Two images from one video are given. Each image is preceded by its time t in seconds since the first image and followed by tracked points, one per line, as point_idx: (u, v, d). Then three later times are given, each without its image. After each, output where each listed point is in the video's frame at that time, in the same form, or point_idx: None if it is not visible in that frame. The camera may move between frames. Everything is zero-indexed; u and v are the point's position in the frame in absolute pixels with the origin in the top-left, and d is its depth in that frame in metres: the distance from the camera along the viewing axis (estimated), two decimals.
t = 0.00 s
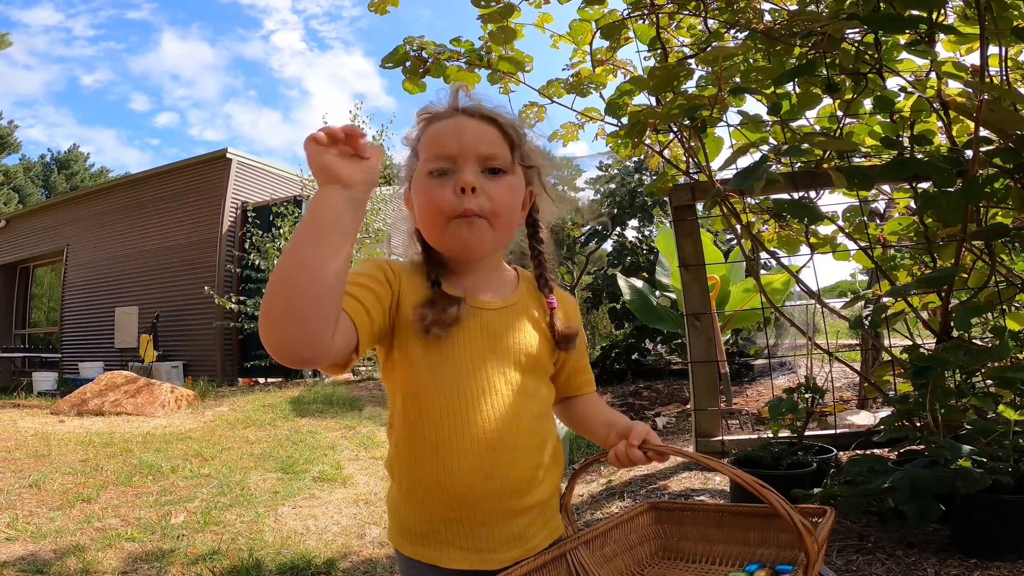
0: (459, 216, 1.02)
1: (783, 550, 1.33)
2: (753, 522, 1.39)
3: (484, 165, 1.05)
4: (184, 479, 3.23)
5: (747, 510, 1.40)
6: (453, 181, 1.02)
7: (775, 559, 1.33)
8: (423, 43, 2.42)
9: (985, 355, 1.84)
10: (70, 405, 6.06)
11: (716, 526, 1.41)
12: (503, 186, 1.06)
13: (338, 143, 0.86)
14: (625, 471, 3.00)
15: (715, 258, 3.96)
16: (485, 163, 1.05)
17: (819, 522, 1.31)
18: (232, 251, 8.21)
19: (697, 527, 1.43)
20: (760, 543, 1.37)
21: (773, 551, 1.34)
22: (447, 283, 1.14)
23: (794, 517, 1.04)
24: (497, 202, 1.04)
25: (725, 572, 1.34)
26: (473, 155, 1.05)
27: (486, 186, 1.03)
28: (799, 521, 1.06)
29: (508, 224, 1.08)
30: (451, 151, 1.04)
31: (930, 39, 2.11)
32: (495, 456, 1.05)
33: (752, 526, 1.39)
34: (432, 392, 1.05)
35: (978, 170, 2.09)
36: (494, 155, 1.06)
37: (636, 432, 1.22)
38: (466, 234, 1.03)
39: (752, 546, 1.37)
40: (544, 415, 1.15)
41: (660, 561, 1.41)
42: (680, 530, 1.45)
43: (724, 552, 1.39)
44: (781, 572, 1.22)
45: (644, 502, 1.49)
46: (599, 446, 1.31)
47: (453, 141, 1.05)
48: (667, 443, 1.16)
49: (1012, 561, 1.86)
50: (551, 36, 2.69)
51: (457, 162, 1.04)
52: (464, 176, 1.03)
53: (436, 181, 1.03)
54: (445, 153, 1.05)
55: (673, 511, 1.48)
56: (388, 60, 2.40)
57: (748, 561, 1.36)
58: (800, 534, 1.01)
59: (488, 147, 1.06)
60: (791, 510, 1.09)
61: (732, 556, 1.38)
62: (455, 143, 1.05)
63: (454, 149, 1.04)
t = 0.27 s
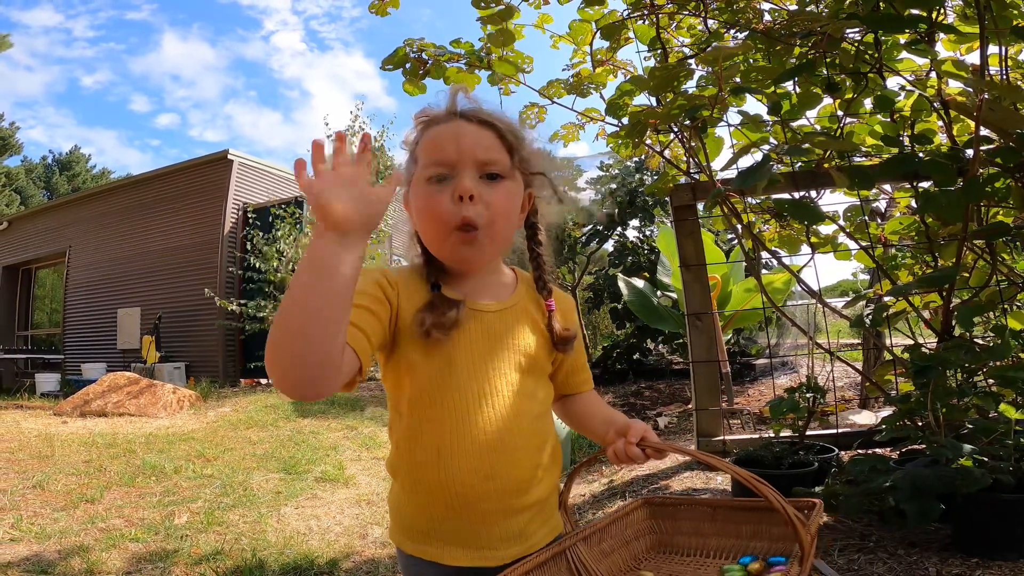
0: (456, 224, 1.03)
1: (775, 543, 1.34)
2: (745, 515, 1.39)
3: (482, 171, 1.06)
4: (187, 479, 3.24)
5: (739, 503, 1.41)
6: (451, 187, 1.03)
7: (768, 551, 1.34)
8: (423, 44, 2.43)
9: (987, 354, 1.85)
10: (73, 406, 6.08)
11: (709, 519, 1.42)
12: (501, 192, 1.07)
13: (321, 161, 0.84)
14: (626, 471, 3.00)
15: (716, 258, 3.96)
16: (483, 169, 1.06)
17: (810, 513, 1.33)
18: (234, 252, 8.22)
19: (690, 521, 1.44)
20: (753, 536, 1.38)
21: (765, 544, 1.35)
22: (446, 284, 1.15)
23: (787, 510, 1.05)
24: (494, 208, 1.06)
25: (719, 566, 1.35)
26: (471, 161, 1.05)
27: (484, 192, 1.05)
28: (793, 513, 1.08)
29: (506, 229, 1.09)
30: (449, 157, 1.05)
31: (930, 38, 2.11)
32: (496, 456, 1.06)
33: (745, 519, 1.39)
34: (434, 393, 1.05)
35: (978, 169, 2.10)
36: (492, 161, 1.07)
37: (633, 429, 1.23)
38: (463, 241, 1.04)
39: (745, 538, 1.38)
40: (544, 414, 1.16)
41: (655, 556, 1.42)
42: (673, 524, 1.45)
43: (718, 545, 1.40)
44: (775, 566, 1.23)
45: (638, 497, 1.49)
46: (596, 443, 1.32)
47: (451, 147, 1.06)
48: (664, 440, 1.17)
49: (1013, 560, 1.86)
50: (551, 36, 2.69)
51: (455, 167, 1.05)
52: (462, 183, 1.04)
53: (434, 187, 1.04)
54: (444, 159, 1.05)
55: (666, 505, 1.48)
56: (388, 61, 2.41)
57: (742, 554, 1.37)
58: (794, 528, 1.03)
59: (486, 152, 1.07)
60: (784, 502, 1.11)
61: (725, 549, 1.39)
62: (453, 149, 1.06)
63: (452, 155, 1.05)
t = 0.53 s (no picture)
0: (450, 231, 1.04)
1: (772, 542, 1.35)
2: (743, 515, 1.40)
3: (474, 177, 1.07)
4: (190, 479, 3.25)
5: (737, 502, 1.41)
6: (444, 195, 1.05)
7: (764, 550, 1.35)
8: (423, 45, 2.44)
9: (987, 354, 1.85)
10: (76, 407, 6.09)
11: (707, 518, 1.43)
12: (494, 197, 1.08)
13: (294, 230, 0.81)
14: (627, 471, 3.01)
15: (717, 258, 3.97)
16: (476, 174, 1.07)
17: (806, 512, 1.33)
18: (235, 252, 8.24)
19: (689, 520, 1.45)
20: (750, 535, 1.39)
21: (762, 543, 1.36)
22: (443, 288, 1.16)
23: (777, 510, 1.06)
24: (487, 214, 1.07)
25: (717, 564, 1.36)
26: (463, 167, 1.07)
27: (477, 198, 1.06)
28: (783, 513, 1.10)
29: (501, 233, 1.10)
30: (442, 164, 1.06)
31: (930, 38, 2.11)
32: (494, 456, 1.07)
33: (742, 518, 1.40)
34: (432, 396, 1.06)
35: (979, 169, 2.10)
36: (484, 167, 1.08)
37: (628, 429, 1.24)
38: (458, 247, 1.05)
39: (742, 537, 1.39)
40: (541, 414, 1.17)
41: (654, 555, 1.42)
42: (672, 523, 1.46)
43: (716, 544, 1.41)
44: (771, 566, 1.24)
45: (638, 496, 1.50)
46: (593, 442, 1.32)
47: (443, 153, 1.07)
48: (658, 439, 1.18)
49: (1012, 560, 1.87)
50: (552, 36, 2.70)
51: (448, 175, 1.06)
52: (455, 190, 1.05)
53: (428, 194, 1.05)
54: (436, 166, 1.06)
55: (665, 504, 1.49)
56: (388, 62, 2.42)
57: (739, 553, 1.38)
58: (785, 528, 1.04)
59: (478, 158, 1.08)
60: (776, 502, 1.12)
61: (723, 548, 1.40)
62: (445, 155, 1.07)
63: (445, 161, 1.06)
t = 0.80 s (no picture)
0: (448, 238, 1.05)
1: (775, 546, 1.35)
2: (747, 518, 1.40)
3: (472, 183, 1.07)
4: (193, 479, 3.26)
5: (741, 506, 1.42)
6: (442, 201, 1.05)
7: (767, 554, 1.34)
8: (423, 46, 2.44)
9: (989, 355, 1.85)
10: (79, 407, 6.11)
11: (711, 522, 1.43)
12: (492, 203, 1.08)
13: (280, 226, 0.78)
14: (629, 471, 3.01)
15: (719, 257, 3.96)
16: (473, 180, 1.08)
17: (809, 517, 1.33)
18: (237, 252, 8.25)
19: (693, 523, 1.45)
20: (754, 540, 1.39)
21: (765, 547, 1.35)
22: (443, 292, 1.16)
23: (773, 514, 1.06)
24: (485, 221, 1.07)
25: (720, 567, 1.36)
26: (460, 173, 1.07)
27: (475, 206, 1.06)
28: (780, 517, 1.09)
29: (498, 240, 1.11)
30: (439, 170, 1.06)
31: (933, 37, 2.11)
32: (495, 458, 1.07)
33: (746, 522, 1.40)
34: (433, 399, 1.07)
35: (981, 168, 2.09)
36: (482, 172, 1.08)
37: (627, 432, 1.24)
38: (456, 254, 1.06)
39: (746, 541, 1.39)
40: (541, 416, 1.17)
41: (658, 557, 1.43)
42: (676, 526, 1.46)
43: (719, 548, 1.41)
44: (773, 569, 1.24)
45: (643, 499, 1.50)
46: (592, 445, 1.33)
47: (440, 159, 1.07)
48: (656, 442, 1.18)
49: (1014, 561, 1.87)
50: (552, 37, 2.70)
51: (446, 181, 1.06)
52: (452, 197, 1.05)
53: (425, 201, 1.06)
54: (434, 172, 1.07)
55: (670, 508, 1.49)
56: (388, 63, 2.42)
57: (743, 556, 1.38)
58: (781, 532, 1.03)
59: (475, 164, 1.08)
60: (773, 506, 1.12)
61: (727, 551, 1.40)
62: (443, 161, 1.07)
63: (442, 168, 1.07)
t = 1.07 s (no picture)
0: (446, 234, 1.02)
1: (777, 546, 1.36)
2: (748, 519, 1.41)
3: (472, 178, 1.04)
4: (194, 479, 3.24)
5: (741, 507, 1.42)
6: (440, 197, 1.02)
7: (770, 555, 1.36)
8: (424, 43, 2.42)
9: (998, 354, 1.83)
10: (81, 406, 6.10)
11: (713, 522, 1.43)
12: (492, 199, 1.04)
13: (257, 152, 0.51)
14: (632, 471, 2.99)
15: (721, 256, 3.94)
16: (474, 176, 1.04)
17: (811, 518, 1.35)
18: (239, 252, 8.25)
19: (695, 523, 1.44)
20: (754, 540, 1.40)
21: (767, 547, 1.37)
22: (443, 292, 1.14)
23: (782, 516, 1.05)
24: (486, 219, 1.03)
25: (723, 568, 1.35)
26: (460, 169, 1.04)
27: (475, 203, 1.02)
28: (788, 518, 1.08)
29: (500, 239, 1.07)
30: (438, 166, 1.03)
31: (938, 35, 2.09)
32: (497, 463, 1.05)
33: (747, 523, 1.41)
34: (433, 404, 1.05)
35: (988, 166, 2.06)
36: (482, 168, 1.05)
37: (632, 432, 1.23)
38: (454, 252, 1.03)
39: (747, 542, 1.40)
40: (544, 419, 1.15)
41: (659, 558, 1.40)
42: (678, 526, 1.44)
43: (721, 548, 1.40)
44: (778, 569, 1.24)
45: (643, 500, 1.47)
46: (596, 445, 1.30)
47: (440, 155, 1.04)
48: (662, 443, 1.15)
49: None
50: (553, 34, 2.68)
51: (444, 176, 1.03)
52: (451, 193, 1.02)
53: (423, 197, 1.03)
54: (433, 167, 1.04)
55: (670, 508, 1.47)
56: (388, 61, 2.40)
57: (744, 557, 1.38)
58: (790, 534, 1.01)
59: (476, 159, 1.05)
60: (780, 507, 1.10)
61: (728, 552, 1.39)
62: (442, 156, 1.04)
63: (441, 163, 1.03)
